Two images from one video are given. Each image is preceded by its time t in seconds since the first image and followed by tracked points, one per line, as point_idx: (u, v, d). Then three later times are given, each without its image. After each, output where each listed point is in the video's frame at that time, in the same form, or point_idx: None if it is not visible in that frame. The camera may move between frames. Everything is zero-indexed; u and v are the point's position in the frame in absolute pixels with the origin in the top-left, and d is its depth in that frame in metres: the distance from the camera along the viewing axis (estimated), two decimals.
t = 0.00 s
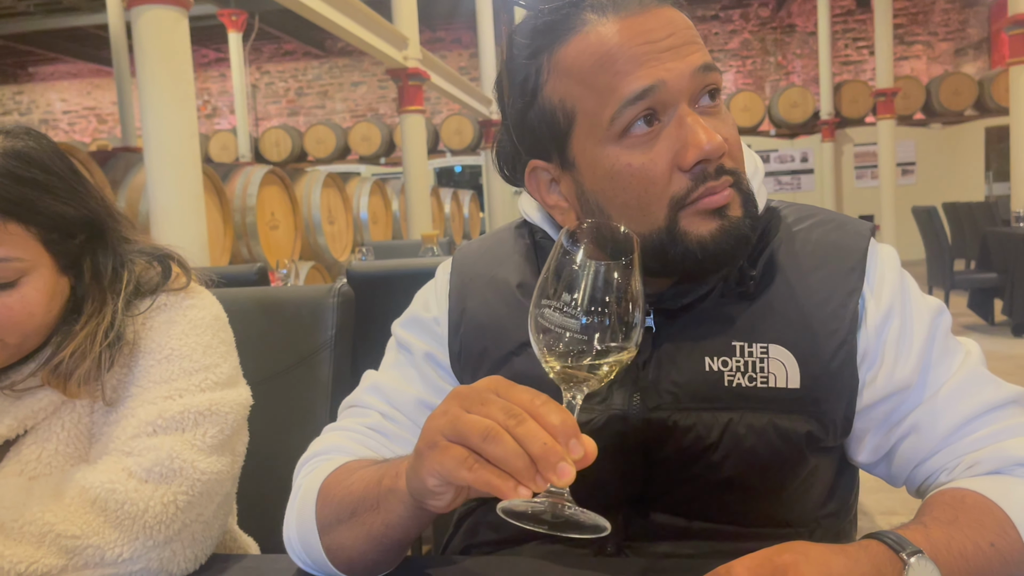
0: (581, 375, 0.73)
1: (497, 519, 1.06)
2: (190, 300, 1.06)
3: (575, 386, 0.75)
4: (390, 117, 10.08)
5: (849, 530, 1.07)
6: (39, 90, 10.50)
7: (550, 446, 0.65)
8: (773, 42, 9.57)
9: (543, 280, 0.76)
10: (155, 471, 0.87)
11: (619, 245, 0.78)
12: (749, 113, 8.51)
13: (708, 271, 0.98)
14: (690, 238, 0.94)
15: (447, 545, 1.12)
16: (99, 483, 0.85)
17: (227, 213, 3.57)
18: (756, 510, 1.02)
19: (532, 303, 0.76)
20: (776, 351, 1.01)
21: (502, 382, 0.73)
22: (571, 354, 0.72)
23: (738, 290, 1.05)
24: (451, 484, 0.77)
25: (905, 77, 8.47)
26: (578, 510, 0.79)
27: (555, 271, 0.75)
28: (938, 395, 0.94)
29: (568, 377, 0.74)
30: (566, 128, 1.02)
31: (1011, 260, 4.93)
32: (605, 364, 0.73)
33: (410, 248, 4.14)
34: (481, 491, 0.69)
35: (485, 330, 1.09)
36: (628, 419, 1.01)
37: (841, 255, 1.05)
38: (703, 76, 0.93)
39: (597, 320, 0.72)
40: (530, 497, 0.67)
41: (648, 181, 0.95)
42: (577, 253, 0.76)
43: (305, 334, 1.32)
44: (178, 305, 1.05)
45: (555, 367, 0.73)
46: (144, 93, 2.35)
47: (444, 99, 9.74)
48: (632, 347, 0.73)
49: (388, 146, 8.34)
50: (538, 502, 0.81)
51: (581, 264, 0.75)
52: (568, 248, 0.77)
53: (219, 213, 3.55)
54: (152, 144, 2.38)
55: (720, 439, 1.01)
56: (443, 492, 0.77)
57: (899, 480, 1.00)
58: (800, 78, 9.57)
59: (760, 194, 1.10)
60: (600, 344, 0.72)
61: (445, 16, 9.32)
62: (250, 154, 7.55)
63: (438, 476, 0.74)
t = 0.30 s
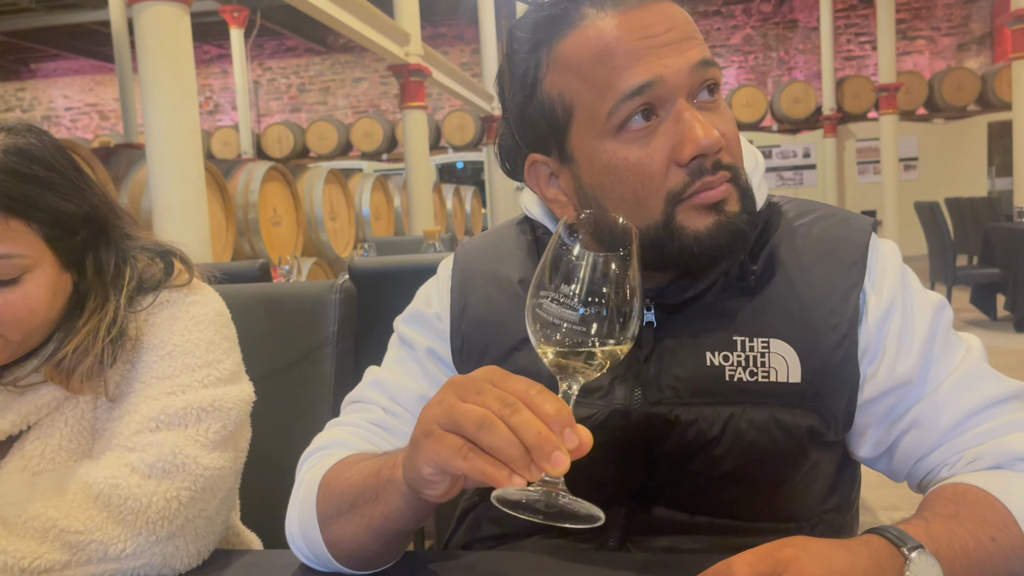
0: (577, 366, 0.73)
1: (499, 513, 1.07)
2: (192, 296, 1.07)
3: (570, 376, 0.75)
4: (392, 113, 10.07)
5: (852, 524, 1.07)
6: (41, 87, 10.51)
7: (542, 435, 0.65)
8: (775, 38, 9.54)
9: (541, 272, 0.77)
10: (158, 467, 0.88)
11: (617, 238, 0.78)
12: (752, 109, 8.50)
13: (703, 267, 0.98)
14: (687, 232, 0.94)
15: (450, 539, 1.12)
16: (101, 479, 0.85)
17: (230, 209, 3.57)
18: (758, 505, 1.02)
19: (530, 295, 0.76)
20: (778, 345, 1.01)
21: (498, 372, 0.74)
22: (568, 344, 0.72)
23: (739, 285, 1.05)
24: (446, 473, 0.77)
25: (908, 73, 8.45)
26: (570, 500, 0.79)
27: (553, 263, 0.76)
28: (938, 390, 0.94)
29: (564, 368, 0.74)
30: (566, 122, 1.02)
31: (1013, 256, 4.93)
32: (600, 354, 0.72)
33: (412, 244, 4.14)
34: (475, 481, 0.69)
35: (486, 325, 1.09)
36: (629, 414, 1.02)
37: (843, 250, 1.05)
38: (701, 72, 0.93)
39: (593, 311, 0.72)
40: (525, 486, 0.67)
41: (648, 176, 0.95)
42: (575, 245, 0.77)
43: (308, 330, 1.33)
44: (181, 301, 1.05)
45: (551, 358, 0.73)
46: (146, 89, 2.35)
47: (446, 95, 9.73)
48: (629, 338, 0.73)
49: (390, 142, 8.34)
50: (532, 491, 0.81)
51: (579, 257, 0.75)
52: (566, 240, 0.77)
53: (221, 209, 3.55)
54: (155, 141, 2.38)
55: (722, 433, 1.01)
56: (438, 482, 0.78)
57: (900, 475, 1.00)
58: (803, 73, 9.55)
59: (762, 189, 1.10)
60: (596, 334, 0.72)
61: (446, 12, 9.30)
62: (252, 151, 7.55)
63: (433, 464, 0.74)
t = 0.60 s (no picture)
0: (578, 356, 0.73)
1: (504, 507, 1.07)
2: (193, 288, 1.06)
3: (573, 368, 0.75)
4: (394, 109, 10.06)
5: (855, 519, 1.07)
6: (44, 83, 10.52)
7: (545, 426, 0.65)
8: (778, 33, 9.51)
9: (543, 263, 0.77)
10: (163, 461, 0.88)
11: (619, 229, 0.78)
12: (755, 104, 8.48)
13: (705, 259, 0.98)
14: (692, 224, 0.93)
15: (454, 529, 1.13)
16: (106, 473, 0.85)
17: (233, 205, 3.57)
18: (761, 499, 1.02)
19: (533, 288, 0.76)
20: (782, 339, 1.01)
21: (499, 362, 0.74)
22: (570, 335, 0.72)
23: (744, 278, 1.05)
24: (448, 464, 0.78)
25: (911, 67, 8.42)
26: (573, 487, 0.79)
27: (553, 254, 0.76)
28: (943, 383, 0.94)
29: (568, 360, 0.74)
30: (570, 115, 1.02)
31: (1016, 251, 4.91)
32: (603, 345, 0.72)
33: (414, 240, 4.14)
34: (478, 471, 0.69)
35: (490, 318, 1.09)
36: (633, 406, 1.02)
37: (847, 244, 1.05)
38: (705, 64, 0.93)
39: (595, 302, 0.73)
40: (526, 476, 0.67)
41: (659, 171, 0.95)
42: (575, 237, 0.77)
43: (312, 325, 1.33)
44: (185, 294, 1.05)
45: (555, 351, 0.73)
46: (149, 86, 2.35)
47: (448, 91, 9.71)
48: (631, 330, 0.73)
49: (392, 138, 8.35)
50: (534, 480, 0.81)
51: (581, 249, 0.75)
52: (567, 231, 0.77)
53: (225, 206, 3.56)
54: (158, 138, 2.39)
55: (725, 426, 1.01)
56: (440, 472, 0.78)
57: (904, 469, 1.00)
58: (806, 68, 9.53)
59: (765, 183, 1.10)
60: (597, 326, 0.72)
61: (448, 7, 9.29)
62: (255, 147, 7.55)
63: (436, 455, 0.75)
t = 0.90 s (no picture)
0: (605, 374, 0.73)
1: (510, 503, 1.07)
2: (197, 284, 1.06)
3: (599, 386, 0.75)
4: (397, 106, 10.04)
5: (861, 515, 1.07)
6: (46, 80, 10.52)
7: (575, 449, 0.65)
8: (781, 28, 9.48)
9: (569, 274, 0.75)
10: (168, 456, 0.88)
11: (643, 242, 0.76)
12: (758, 100, 8.46)
13: (707, 254, 0.98)
14: (694, 219, 0.94)
15: (461, 525, 1.13)
16: (111, 469, 0.85)
17: (236, 202, 3.57)
18: (768, 493, 1.02)
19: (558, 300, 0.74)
20: (788, 331, 1.01)
21: (527, 380, 0.73)
22: (596, 350, 0.71)
23: (750, 271, 1.04)
24: (476, 484, 0.76)
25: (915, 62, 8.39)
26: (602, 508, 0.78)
27: (580, 268, 0.74)
28: (949, 378, 0.94)
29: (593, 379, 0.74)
30: (574, 109, 1.02)
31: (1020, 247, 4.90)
32: (631, 361, 0.72)
33: (418, 237, 4.14)
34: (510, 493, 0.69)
35: (497, 312, 1.09)
36: (640, 400, 1.02)
37: (853, 237, 1.04)
38: (711, 57, 0.92)
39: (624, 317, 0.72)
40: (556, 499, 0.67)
41: (664, 167, 0.94)
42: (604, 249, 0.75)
43: (315, 322, 1.33)
44: (188, 289, 1.05)
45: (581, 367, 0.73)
46: (153, 82, 2.36)
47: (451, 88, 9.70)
48: (658, 346, 0.73)
49: (395, 134, 8.35)
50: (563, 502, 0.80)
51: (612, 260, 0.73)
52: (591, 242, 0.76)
53: (228, 202, 3.56)
54: (162, 135, 2.39)
55: (731, 420, 1.01)
56: (467, 492, 0.76)
57: (910, 464, 1.00)
58: (809, 64, 9.50)
59: (772, 177, 1.10)
60: (625, 343, 0.71)
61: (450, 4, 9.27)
62: (258, 144, 7.54)
63: (464, 475, 0.74)
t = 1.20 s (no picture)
0: (606, 350, 0.73)
1: (514, 496, 1.08)
2: (199, 283, 1.06)
3: (599, 361, 0.75)
4: (399, 104, 10.03)
5: (862, 512, 1.07)
6: (48, 79, 10.53)
7: (572, 417, 0.65)
8: (783, 25, 9.46)
9: (570, 259, 0.76)
10: (171, 455, 0.88)
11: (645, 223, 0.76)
12: (760, 98, 8.46)
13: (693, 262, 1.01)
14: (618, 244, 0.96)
15: (463, 522, 1.13)
16: (114, 467, 0.85)
17: (237, 200, 3.58)
18: (770, 490, 1.03)
19: (559, 284, 0.75)
20: (791, 328, 1.01)
21: (525, 353, 0.74)
22: (598, 328, 0.72)
23: (754, 268, 1.05)
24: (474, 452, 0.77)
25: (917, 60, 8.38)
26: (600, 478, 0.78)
27: (585, 248, 0.75)
28: (950, 375, 0.94)
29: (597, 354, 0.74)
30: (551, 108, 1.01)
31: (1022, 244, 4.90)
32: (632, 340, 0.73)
33: (419, 235, 4.14)
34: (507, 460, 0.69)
35: (501, 310, 1.10)
36: (643, 395, 1.02)
37: (857, 236, 1.05)
38: (663, 95, 0.87)
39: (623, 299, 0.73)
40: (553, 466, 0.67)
41: (590, 182, 0.95)
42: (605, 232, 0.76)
43: (318, 320, 1.33)
44: (191, 286, 1.05)
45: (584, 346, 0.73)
46: (154, 80, 2.36)
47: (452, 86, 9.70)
48: (653, 331, 0.73)
49: (397, 133, 8.35)
50: (560, 469, 0.79)
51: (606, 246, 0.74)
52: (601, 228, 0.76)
53: (229, 200, 3.56)
54: (162, 133, 2.38)
55: (735, 415, 1.01)
56: (466, 460, 0.77)
57: (912, 461, 1.00)
58: (811, 61, 9.49)
59: (777, 176, 1.10)
60: (625, 322, 0.72)
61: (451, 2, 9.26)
62: (260, 143, 7.54)
63: (461, 444, 0.74)
